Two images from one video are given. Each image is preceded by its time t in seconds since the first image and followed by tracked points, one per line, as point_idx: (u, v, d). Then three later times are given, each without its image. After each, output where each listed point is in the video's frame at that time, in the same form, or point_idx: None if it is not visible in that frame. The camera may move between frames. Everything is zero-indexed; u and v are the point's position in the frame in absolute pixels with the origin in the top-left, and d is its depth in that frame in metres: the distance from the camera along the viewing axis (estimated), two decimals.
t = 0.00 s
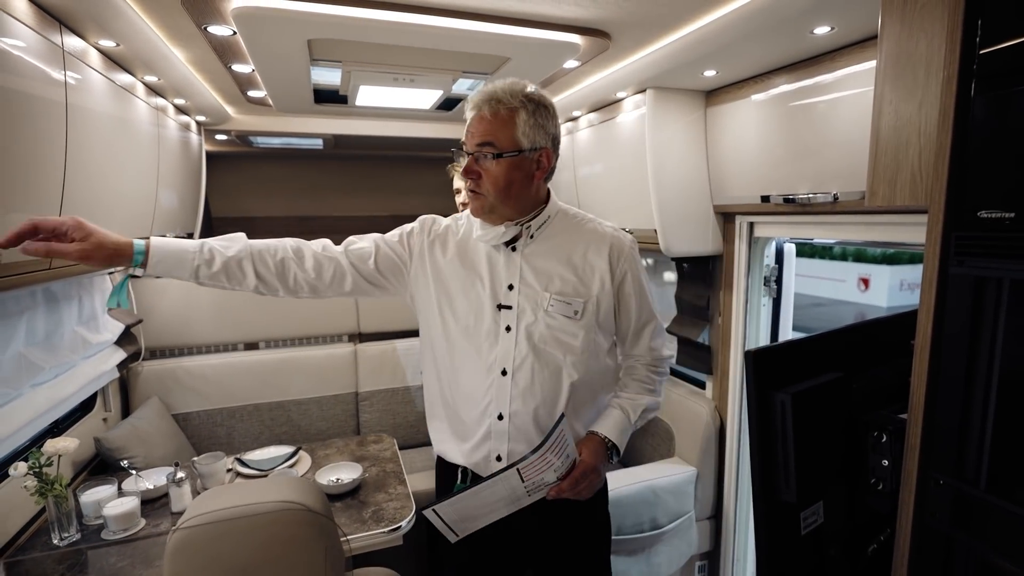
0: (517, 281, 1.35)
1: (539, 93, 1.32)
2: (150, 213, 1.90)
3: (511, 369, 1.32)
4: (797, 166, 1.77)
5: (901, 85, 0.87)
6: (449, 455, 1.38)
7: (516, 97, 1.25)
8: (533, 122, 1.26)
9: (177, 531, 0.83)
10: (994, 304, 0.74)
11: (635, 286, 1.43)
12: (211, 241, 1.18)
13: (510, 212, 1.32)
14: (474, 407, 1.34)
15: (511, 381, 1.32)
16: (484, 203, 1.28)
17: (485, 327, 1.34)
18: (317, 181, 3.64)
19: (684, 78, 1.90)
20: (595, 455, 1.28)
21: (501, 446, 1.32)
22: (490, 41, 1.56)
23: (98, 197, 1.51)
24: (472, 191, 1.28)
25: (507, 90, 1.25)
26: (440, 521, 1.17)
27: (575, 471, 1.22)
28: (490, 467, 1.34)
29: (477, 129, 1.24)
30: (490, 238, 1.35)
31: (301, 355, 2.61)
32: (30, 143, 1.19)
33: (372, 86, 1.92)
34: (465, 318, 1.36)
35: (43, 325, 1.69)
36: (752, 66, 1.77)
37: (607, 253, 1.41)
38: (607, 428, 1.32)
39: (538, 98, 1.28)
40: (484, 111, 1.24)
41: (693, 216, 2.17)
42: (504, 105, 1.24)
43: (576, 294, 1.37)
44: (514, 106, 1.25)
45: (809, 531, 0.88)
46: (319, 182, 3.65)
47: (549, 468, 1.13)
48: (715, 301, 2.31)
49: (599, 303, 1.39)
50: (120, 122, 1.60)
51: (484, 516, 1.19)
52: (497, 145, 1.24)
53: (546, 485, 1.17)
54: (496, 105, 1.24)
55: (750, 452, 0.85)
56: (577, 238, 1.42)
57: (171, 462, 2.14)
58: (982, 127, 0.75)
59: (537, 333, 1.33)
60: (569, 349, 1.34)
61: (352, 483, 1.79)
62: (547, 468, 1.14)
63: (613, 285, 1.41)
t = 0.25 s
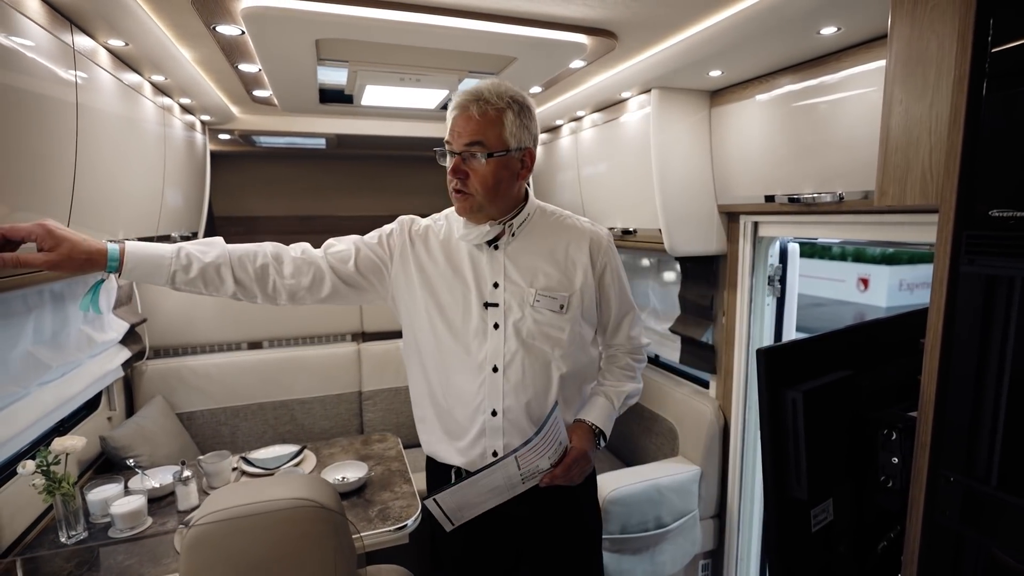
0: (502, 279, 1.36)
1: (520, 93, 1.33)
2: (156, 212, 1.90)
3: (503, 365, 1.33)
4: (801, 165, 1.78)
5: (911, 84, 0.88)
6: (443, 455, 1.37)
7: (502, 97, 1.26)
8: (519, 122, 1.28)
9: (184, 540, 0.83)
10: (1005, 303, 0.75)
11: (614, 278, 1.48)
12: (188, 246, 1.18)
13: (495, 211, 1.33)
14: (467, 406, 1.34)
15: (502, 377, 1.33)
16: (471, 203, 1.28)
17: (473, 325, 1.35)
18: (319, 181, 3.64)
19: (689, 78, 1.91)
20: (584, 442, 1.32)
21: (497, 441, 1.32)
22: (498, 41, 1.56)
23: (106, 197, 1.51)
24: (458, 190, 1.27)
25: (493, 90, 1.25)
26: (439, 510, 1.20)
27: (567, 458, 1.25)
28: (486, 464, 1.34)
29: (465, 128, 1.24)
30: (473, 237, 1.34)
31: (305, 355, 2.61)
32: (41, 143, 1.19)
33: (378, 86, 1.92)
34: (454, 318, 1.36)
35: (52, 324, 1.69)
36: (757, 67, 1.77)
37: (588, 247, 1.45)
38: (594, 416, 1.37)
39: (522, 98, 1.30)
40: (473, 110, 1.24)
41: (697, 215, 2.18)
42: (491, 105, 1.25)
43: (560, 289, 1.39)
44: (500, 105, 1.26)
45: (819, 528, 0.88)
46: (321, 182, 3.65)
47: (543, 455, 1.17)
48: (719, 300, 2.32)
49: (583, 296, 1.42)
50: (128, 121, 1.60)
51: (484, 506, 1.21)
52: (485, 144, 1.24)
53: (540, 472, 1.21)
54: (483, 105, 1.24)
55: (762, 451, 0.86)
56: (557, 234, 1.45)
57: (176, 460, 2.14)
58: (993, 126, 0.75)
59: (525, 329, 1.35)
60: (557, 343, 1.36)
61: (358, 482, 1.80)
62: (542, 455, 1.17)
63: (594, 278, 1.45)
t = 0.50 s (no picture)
0: (503, 276, 1.36)
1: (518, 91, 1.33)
2: (158, 210, 1.90)
3: (507, 362, 1.33)
4: (804, 164, 1.78)
5: (921, 82, 0.88)
6: (450, 452, 1.37)
7: (506, 95, 1.25)
8: (522, 121, 1.28)
9: (188, 547, 0.82)
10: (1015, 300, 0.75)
11: (610, 272, 1.50)
12: (188, 246, 1.17)
13: (496, 209, 1.32)
14: (472, 404, 1.34)
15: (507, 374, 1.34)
16: (475, 201, 1.26)
17: (475, 323, 1.35)
18: (319, 179, 3.63)
19: (692, 77, 1.91)
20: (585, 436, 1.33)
21: (503, 437, 1.33)
22: (502, 38, 1.56)
23: (108, 194, 1.51)
24: (462, 188, 1.25)
25: (496, 88, 1.25)
26: (450, 510, 1.19)
27: (570, 451, 1.26)
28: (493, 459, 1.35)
29: (470, 126, 1.22)
30: (473, 235, 1.34)
31: (305, 353, 2.61)
32: (44, 140, 1.19)
33: (381, 83, 1.92)
34: (455, 316, 1.36)
35: (53, 321, 1.68)
36: (761, 65, 1.77)
37: (585, 243, 1.46)
38: (595, 408, 1.38)
39: (522, 96, 1.30)
40: (480, 108, 1.22)
41: (699, 214, 2.18)
42: (496, 102, 1.24)
43: (560, 285, 1.40)
44: (504, 103, 1.25)
45: (827, 526, 0.89)
46: (321, 180, 3.64)
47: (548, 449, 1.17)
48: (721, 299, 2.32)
49: (582, 290, 1.44)
50: (130, 118, 1.60)
51: (492, 502, 1.21)
52: (491, 142, 1.23)
53: (545, 466, 1.21)
54: (488, 102, 1.23)
55: (771, 450, 0.86)
56: (554, 229, 1.45)
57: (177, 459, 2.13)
58: (1004, 124, 0.75)
59: (528, 326, 1.35)
60: (558, 338, 1.37)
61: (361, 481, 1.79)
62: (547, 448, 1.18)
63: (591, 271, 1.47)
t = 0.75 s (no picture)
0: (526, 275, 1.37)
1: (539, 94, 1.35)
2: (174, 210, 1.92)
3: (533, 360, 1.34)
4: (819, 164, 1.76)
5: (944, 81, 0.87)
6: (478, 451, 1.38)
7: (533, 96, 1.27)
8: (546, 121, 1.29)
9: (208, 544, 0.83)
10: None
11: (626, 267, 1.51)
12: (209, 248, 1.18)
13: (520, 207, 1.32)
14: (499, 403, 1.35)
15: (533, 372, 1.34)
16: (504, 199, 1.26)
17: (500, 322, 1.35)
18: (332, 179, 3.65)
19: (706, 76, 1.90)
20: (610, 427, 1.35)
21: (531, 434, 1.33)
22: (516, 38, 1.56)
23: (126, 194, 1.52)
24: (491, 186, 1.25)
25: (523, 88, 1.26)
26: (478, 498, 1.19)
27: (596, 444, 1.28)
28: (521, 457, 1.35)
29: (501, 124, 1.23)
30: (495, 233, 1.35)
31: (318, 352, 2.62)
32: (67, 141, 1.21)
33: (395, 84, 1.92)
34: (480, 316, 1.36)
35: (72, 319, 1.71)
36: (775, 64, 1.76)
37: (604, 239, 1.47)
38: (617, 401, 1.39)
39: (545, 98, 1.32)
40: (512, 107, 1.23)
41: (712, 214, 2.17)
42: (525, 102, 1.25)
43: (581, 282, 1.40)
44: (532, 104, 1.26)
45: (845, 528, 0.88)
46: (334, 179, 3.66)
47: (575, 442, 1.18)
48: (734, 299, 2.31)
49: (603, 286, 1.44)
50: (148, 119, 1.62)
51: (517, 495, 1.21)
52: (521, 141, 1.24)
53: (571, 459, 1.22)
54: (518, 102, 1.24)
55: (789, 452, 0.85)
56: (573, 225, 1.46)
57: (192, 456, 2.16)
58: None
59: (553, 323, 1.36)
60: (582, 334, 1.38)
61: (374, 479, 1.80)
62: (574, 441, 1.18)
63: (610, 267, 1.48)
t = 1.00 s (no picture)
0: (571, 278, 1.37)
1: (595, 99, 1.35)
2: (213, 210, 1.99)
3: (573, 364, 1.33)
4: (856, 168, 1.71)
5: (991, 85, 0.84)
6: (512, 451, 1.39)
7: (589, 102, 1.27)
8: (601, 127, 1.29)
9: (237, 537, 0.86)
10: None
11: (677, 277, 1.47)
12: (288, 248, 1.25)
13: (571, 211, 1.33)
14: (537, 404, 1.35)
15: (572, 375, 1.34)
16: (557, 203, 1.27)
17: (542, 324, 1.36)
18: (364, 180, 3.71)
19: (739, 78, 1.87)
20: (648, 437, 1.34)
21: (565, 438, 1.33)
22: (546, 42, 1.56)
23: (167, 195, 1.59)
24: (546, 189, 1.26)
25: (580, 94, 1.26)
26: (511, 500, 1.16)
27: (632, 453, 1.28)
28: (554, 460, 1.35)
29: (557, 129, 1.23)
30: (541, 236, 1.37)
31: (348, 350, 2.67)
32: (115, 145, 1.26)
33: (426, 87, 1.95)
34: (522, 317, 1.37)
35: (116, 314, 1.79)
36: (812, 66, 1.72)
37: (654, 248, 1.44)
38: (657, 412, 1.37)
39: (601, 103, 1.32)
40: (568, 112, 1.24)
41: (744, 219, 2.13)
42: (581, 108, 1.25)
43: (628, 288, 1.39)
44: (588, 109, 1.27)
45: (877, 547, 0.85)
46: (366, 180, 3.72)
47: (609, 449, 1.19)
48: (766, 306, 2.26)
49: (650, 295, 1.42)
50: (190, 123, 1.68)
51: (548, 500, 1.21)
52: (576, 146, 1.24)
53: (606, 465, 1.22)
54: (575, 108, 1.24)
55: (818, 467, 0.83)
56: (623, 232, 1.44)
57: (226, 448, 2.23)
58: None
59: (595, 328, 1.35)
60: (625, 341, 1.36)
61: (399, 477, 1.83)
62: (608, 447, 1.19)
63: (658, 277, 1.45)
